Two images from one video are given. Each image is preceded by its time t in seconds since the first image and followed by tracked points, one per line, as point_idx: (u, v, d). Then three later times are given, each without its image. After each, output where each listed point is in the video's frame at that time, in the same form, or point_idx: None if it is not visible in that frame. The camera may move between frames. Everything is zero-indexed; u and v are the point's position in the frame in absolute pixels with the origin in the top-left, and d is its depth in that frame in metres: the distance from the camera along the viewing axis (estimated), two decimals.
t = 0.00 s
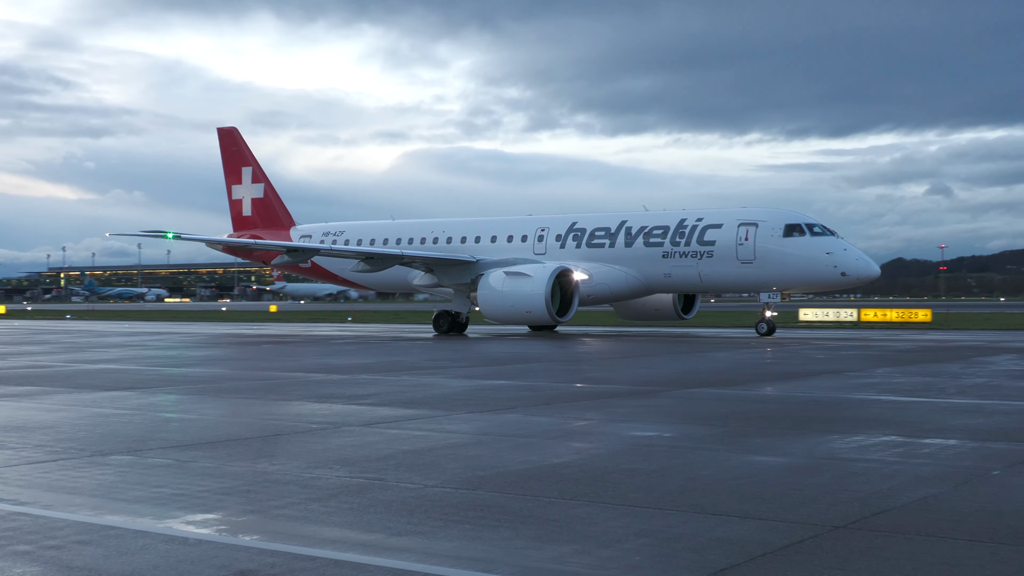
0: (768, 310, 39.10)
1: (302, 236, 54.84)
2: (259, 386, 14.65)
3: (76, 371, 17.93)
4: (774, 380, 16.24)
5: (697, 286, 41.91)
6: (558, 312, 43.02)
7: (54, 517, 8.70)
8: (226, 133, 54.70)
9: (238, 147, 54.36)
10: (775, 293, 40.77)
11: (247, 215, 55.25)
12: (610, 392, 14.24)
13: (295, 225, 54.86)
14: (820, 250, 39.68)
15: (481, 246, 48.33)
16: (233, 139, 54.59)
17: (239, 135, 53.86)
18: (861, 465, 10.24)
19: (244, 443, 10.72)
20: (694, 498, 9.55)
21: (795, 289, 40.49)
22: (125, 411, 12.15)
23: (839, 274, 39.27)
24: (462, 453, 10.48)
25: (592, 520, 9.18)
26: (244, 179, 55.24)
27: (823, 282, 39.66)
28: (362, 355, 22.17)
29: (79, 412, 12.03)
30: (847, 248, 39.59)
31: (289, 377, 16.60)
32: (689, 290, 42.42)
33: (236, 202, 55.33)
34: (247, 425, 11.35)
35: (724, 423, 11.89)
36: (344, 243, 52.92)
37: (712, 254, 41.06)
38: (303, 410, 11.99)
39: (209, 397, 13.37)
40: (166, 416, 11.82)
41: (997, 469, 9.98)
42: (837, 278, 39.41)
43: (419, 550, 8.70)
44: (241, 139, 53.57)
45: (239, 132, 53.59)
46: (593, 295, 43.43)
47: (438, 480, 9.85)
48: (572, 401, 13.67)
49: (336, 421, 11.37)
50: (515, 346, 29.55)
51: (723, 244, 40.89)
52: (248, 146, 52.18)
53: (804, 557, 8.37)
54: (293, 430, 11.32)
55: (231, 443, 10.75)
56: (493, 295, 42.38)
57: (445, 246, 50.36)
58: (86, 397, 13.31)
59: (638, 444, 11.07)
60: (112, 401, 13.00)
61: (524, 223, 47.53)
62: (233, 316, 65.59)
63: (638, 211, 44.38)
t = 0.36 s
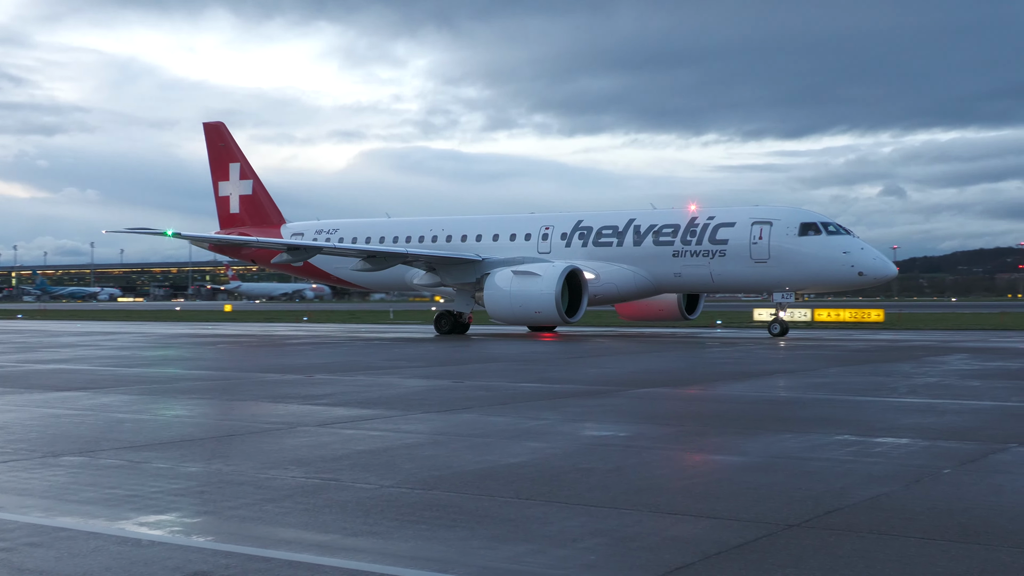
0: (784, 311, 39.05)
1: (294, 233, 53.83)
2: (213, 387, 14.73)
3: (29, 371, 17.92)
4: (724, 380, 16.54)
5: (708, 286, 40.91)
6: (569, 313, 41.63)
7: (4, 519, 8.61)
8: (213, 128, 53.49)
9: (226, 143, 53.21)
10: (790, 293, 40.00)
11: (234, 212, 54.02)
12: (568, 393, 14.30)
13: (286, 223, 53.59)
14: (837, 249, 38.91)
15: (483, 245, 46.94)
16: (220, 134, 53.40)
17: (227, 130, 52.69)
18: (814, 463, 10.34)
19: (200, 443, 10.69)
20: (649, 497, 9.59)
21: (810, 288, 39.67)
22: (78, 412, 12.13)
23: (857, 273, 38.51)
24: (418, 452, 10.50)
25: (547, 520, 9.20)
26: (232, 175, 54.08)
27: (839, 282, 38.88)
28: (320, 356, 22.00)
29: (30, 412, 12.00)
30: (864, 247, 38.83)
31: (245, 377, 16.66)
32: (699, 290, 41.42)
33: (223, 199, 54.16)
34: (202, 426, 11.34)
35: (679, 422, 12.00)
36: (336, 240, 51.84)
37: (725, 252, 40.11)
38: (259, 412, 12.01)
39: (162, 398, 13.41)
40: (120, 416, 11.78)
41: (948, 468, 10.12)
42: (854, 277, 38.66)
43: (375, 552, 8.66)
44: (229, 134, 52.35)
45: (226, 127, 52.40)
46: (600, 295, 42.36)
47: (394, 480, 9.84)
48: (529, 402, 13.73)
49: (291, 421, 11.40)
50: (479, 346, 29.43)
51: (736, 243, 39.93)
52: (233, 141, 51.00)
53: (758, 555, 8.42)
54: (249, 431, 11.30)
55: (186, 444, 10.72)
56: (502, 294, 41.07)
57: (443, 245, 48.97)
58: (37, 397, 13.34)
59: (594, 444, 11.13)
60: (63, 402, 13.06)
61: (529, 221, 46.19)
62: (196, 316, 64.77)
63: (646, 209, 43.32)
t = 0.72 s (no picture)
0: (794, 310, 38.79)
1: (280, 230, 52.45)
2: (160, 385, 14.94)
3: None
4: (667, 378, 16.98)
5: (717, 284, 40.49)
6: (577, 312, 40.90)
7: None
8: (195, 123, 51.87)
9: (209, 138, 51.58)
10: (801, 291, 39.71)
11: (218, 210, 52.63)
12: (523, 393, 14.40)
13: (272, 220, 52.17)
14: (852, 247, 38.60)
15: (481, 242, 46.25)
16: (203, 129, 51.78)
17: (211, 125, 51.16)
18: (763, 461, 10.45)
19: (148, 444, 10.64)
20: (601, 496, 9.63)
21: (823, 286, 39.37)
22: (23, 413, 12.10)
23: (872, 272, 38.28)
24: (368, 452, 10.52)
25: (498, 518, 9.20)
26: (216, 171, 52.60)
27: (853, 280, 38.65)
28: (275, 357, 22.01)
29: None
30: (878, 244, 38.62)
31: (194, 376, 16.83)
32: (706, 288, 41.01)
33: (207, 196, 52.70)
34: (150, 427, 11.31)
35: (630, 421, 12.13)
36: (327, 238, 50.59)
37: (735, 250, 39.70)
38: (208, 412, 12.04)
39: (109, 398, 13.51)
40: (67, 417, 11.73)
41: (895, 465, 10.26)
42: (869, 276, 38.43)
43: (326, 552, 8.61)
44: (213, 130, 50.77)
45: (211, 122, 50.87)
46: (603, 294, 41.69)
47: (344, 480, 9.83)
48: (482, 401, 13.82)
49: (240, 422, 11.42)
50: (442, 346, 29.45)
51: (747, 241, 39.52)
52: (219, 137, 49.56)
53: (708, 552, 8.45)
54: (197, 432, 11.28)
55: (134, 445, 10.67)
56: (509, 294, 40.32)
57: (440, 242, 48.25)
58: None
59: (544, 443, 11.24)
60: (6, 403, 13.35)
61: (530, 218, 45.51)
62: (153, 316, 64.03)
63: (651, 206, 42.83)
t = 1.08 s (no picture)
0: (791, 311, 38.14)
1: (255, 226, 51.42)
2: (88, 386, 15.08)
3: None
4: (604, 378, 17.31)
5: (712, 284, 39.76)
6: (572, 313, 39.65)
7: None
8: (165, 118, 51.22)
9: (179, 133, 50.82)
10: (798, 292, 39.04)
11: (189, 206, 51.73)
12: (461, 394, 14.53)
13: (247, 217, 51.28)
14: (852, 246, 37.91)
15: (467, 241, 45.31)
16: (174, 123, 51.02)
17: (180, 119, 50.38)
18: (696, 460, 10.56)
19: (79, 446, 10.58)
20: (536, 495, 9.64)
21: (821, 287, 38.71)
22: None
23: (872, 272, 37.61)
24: (301, 454, 10.53)
25: (434, 518, 9.17)
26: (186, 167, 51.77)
27: (853, 281, 37.98)
28: (218, 359, 21.88)
29: None
30: (879, 244, 37.91)
31: (126, 377, 16.91)
32: (701, 288, 40.29)
33: (177, 192, 51.85)
34: (81, 428, 11.29)
35: (565, 420, 12.28)
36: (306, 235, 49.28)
37: (732, 249, 38.99)
38: (138, 413, 12.13)
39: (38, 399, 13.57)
40: None
41: (826, 463, 10.42)
42: (869, 276, 37.77)
43: (259, 554, 8.52)
44: (183, 124, 50.01)
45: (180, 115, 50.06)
46: (595, 294, 40.84)
47: (278, 481, 9.80)
48: (418, 402, 13.95)
49: (172, 423, 11.45)
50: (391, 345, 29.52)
51: (744, 240, 38.81)
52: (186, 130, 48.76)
53: (640, 551, 8.45)
54: (130, 433, 11.25)
55: (64, 446, 10.62)
56: (502, 293, 39.01)
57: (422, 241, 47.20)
58: None
59: (480, 442, 11.33)
60: None
61: (519, 216, 44.58)
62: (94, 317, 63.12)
63: (644, 206, 42.04)
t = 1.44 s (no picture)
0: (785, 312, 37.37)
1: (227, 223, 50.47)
2: (13, 389, 15.54)
3: None
4: (537, 378, 17.74)
5: (705, 284, 38.86)
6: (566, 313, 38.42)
7: None
8: (128, 113, 49.54)
9: (144, 129, 49.30)
10: (792, 293, 38.23)
11: (156, 205, 50.44)
12: (391, 398, 14.72)
13: (216, 214, 50.17)
14: (849, 246, 37.12)
15: (450, 241, 43.93)
16: (138, 119, 49.45)
17: (146, 116, 48.90)
18: (626, 460, 10.67)
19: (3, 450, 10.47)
20: (467, 497, 9.64)
21: (816, 287, 37.93)
22: None
23: (868, 272, 36.85)
24: (230, 457, 10.53)
25: (363, 520, 9.11)
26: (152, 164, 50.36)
27: (849, 281, 37.23)
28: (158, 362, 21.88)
29: None
30: (876, 244, 37.17)
31: (50, 379, 17.33)
32: (694, 288, 39.35)
33: (144, 190, 50.46)
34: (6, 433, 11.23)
35: (496, 422, 12.42)
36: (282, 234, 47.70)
37: (725, 249, 38.09)
38: (63, 416, 12.24)
39: None
40: None
41: (754, 462, 10.57)
42: (865, 276, 37.01)
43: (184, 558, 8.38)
44: (149, 120, 48.53)
45: (145, 112, 48.56)
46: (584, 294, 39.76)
47: (206, 485, 9.74)
48: (349, 404, 14.12)
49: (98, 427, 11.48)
50: (335, 346, 29.63)
51: (738, 240, 37.93)
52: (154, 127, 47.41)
53: (571, 552, 8.40)
54: (56, 437, 11.18)
55: None
56: (493, 294, 37.78)
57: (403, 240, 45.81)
58: None
59: (412, 446, 11.42)
60: None
61: (504, 215, 43.23)
62: (39, 319, 62.35)
63: (634, 204, 40.97)
